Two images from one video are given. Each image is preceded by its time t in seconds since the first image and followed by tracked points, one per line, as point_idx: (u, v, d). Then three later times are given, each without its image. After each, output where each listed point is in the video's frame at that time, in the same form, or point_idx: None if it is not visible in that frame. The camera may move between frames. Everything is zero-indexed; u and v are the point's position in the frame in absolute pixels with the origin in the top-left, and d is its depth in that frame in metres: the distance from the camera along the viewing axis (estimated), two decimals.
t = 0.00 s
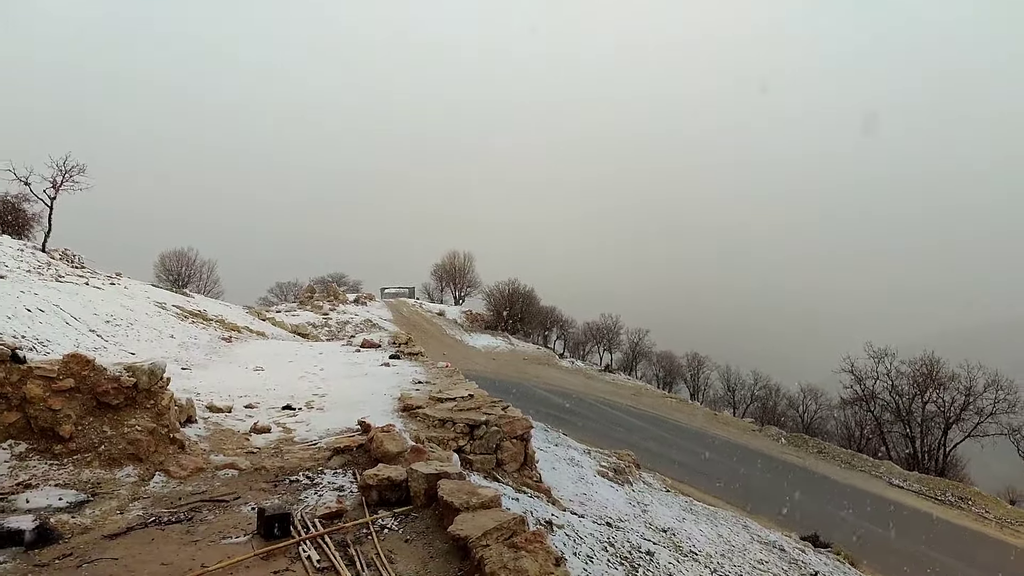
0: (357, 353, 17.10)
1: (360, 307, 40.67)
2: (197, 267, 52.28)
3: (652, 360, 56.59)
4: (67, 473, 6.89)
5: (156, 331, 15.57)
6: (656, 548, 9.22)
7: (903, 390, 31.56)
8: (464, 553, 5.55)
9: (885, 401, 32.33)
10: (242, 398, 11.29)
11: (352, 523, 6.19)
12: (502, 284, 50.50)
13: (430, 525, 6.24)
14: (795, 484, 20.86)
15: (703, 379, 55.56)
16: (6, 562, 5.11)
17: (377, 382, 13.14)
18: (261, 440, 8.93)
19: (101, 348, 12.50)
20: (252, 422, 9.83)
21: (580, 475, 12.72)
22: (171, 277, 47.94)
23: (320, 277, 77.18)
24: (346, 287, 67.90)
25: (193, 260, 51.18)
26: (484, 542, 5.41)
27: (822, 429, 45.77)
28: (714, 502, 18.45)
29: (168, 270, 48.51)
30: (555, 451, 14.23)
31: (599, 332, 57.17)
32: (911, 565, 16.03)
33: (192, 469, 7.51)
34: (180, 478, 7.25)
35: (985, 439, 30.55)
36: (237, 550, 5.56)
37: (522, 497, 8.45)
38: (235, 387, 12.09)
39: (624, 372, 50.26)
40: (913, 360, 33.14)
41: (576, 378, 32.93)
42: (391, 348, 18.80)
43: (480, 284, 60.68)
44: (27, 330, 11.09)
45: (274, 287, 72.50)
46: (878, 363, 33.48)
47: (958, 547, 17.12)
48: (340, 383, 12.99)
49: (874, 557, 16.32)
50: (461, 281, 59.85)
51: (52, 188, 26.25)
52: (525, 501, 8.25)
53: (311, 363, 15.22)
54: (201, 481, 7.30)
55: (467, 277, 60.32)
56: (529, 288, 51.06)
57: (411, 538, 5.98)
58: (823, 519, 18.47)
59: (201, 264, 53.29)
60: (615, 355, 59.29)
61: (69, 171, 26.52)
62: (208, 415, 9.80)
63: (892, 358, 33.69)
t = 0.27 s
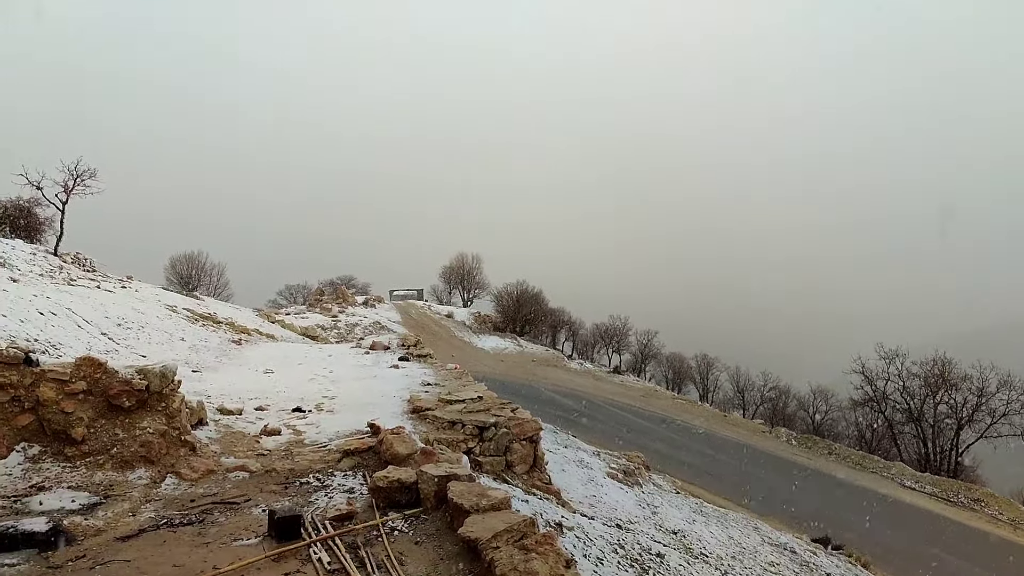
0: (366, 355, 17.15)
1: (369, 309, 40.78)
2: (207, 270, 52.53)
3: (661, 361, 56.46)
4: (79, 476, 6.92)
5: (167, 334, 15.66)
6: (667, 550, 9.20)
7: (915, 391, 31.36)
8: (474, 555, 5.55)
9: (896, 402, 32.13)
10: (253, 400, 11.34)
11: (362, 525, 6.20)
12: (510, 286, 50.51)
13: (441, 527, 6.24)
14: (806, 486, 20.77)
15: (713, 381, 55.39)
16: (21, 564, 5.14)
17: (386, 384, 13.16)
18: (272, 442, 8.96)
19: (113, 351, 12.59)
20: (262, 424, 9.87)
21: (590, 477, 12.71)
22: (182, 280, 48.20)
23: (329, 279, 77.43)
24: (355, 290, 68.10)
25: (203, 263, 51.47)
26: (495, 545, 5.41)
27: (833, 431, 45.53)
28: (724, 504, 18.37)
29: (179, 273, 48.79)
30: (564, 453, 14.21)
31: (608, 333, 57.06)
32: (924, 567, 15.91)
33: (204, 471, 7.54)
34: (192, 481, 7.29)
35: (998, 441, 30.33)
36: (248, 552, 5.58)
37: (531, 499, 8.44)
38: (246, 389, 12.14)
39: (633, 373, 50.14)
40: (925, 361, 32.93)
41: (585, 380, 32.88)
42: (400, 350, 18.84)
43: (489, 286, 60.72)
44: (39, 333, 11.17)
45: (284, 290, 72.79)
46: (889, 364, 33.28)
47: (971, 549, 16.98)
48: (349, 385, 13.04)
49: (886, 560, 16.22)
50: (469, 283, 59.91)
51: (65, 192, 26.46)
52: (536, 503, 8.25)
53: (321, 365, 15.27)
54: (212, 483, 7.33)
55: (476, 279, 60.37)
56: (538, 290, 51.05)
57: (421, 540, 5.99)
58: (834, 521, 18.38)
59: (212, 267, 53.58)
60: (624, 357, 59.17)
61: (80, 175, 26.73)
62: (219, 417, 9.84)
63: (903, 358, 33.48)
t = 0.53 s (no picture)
0: (367, 359, 17.14)
1: (371, 313, 40.80)
2: (209, 274, 52.58)
3: (662, 366, 56.42)
4: (80, 480, 6.93)
5: (168, 338, 15.67)
6: (668, 555, 9.19)
7: (916, 396, 31.31)
8: (475, 560, 5.54)
9: (897, 408, 32.08)
10: (253, 404, 11.34)
11: (363, 529, 6.19)
12: (511, 290, 50.51)
13: (441, 532, 6.23)
14: (807, 491, 20.72)
15: (714, 386, 55.34)
16: (21, 567, 5.14)
17: (387, 388, 13.15)
18: (273, 446, 8.96)
19: (114, 355, 12.60)
20: (263, 428, 9.86)
21: (590, 482, 12.68)
22: (184, 284, 48.26)
23: (330, 283, 77.50)
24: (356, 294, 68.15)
25: (205, 267, 51.53)
26: (495, 550, 5.40)
27: (835, 436, 45.45)
28: (726, 509, 18.33)
29: (181, 277, 48.85)
30: (565, 458, 14.19)
31: (609, 338, 57.03)
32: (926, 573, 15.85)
33: (204, 475, 7.53)
34: (192, 485, 7.28)
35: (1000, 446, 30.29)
36: (248, 556, 5.57)
37: (532, 504, 8.43)
38: (246, 393, 12.14)
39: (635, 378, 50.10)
40: (926, 366, 32.89)
41: (586, 385, 32.86)
42: (401, 354, 18.85)
43: (490, 290, 60.74)
44: (41, 337, 11.18)
45: (285, 294, 72.86)
46: (891, 369, 33.23)
47: (973, 555, 16.92)
48: (350, 389, 13.04)
49: (888, 566, 16.16)
50: (470, 287, 59.93)
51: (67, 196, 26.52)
52: (537, 508, 8.23)
53: (322, 370, 15.27)
54: (213, 487, 7.33)
55: (477, 284, 60.38)
56: (539, 294, 51.06)
57: (422, 545, 5.98)
58: (835, 526, 18.32)
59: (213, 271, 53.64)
60: (625, 362, 59.13)
61: (82, 179, 26.77)
62: (220, 421, 9.84)
63: (905, 364, 33.45)
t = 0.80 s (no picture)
0: (359, 362, 17.13)
1: (363, 316, 40.72)
2: (200, 277, 52.42)
3: (655, 368, 56.54)
4: (69, 484, 6.88)
5: (158, 341, 15.60)
6: (660, 558, 9.19)
7: (907, 398, 31.48)
8: (467, 564, 5.53)
9: (888, 410, 32.25)
10: (245, 407, 11.30)
11: (354, 533, 6.17)
12: (504, 293, 50.51)
13: (433, 536, 6.22)
14: (799, 494, 20.75)
15: (706, 388, 55.55)
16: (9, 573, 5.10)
17: (379, 391, 13.13)
18: (264, 450, 8.92)
19: (105, 358, 12.53)
20: (254, 432, 9.83)
21: (583, 485, 12.69)
22: (175, 286, 48.05)
23: (323, 286, 77.31)
24: (349, 297, 68.05)
25: (197, 270, 51.34)
26: (487, 553, 5.40)
27: (826, 438, 45.63)
28: (718, 512, 18.35)
29: (172, 280, 48.65)
30: (557, 461, 14.20)
31: (601, 340, 57.12)
32: None
33: (195, 479, 7.49)
34: (183, 489, 7.24)
35: (990, 448, 30.50)
36: (239, 561, 5.54)
37: (524, 507, 8.43)
38: (238, 397, 12.09)
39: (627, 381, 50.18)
40: (917, 368, 33.07)
41: (579, 387, 32.87)
42: (394, 357, 18.83)
43: (483, 293, 60.73)
44: (30, 339, 11.11)
45: (278, 297, 72.67)
46: (882, 371, 33.41)
47: (965, 558, 16.96)
48: (343, 392, 13.02)
49: (880, 568, 16.17)
50: (463, 290, 59.90)
51: (57, 198, 26.40)
52: (529, 511, 8.23)
53: (314, 373, 15.23)
54: (203, 491, 7.29)
55: (470, 286, 60.36)
56: (532, 297, 51.08)
57: (414, 549, 5.96)
58: (828, 529, 18.35)
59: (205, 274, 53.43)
60: (617, 364, 59.21)
61: (73, 182, 26.64)
62: (211, 424, 9.80)
63: (896, 366, 33.63)
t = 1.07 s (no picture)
0: (344, 365, 17.05)
1: (348, 318, 40.51)
2: (183, 279, 51.95)
3: (640, 368, 56.74)
4: (48, 490, 6.78)
5: (140, 345, 15.44)
6: (646, 558, 9.22)
7: (889, 396, 31.81)
8: (452, 566, 5.52)
9: (871, 407, 32.56)
10: (228, 411, 11.21)
11: (339, 536, 6.14)
12: (490, 294, 50.46)
13: (419, 538, 6.20)
14: (783, 491, 20.89)
15: (691, 387, 55.81)
16: None
17: (364, 394, 13.07)
18: (248, 454, 8.85)
19: (85, 362, 12.39)
20: (238, 435, 9.76)
21: (569, 485, 12.70)
22: (158, 289, 47.58)
23: (307, 288, 76.86)
24: (334, 299, 67.71)
25: (179, 272, 50.87)
26: (473, 555, 5.39)
27: (810, 436, 45.98)
28: (704, 510, 18.44)
29: (155, 282, 48.17)
30: (543, 461, 14.21)
31: (587, 340, 57.24)
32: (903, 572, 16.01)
33: (177, 484, 7.42)
34: (165, 494, 7.17)
35: (970, 444, 30.89)
36: (222, 566, 5.49)
37: (510, 508, 8.43)
38: (221, 400, 11.98)
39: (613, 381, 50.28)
40: (899, 366, 33.43)
41: (565, 388, 32.90)
42: (379, 359, 18.77)
43: (468, 294, 60.66)
44: (9, 344, 10.96)
45: (262, 299, 72.16)
46: (864, 369, 33.73)
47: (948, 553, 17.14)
48: (327, 395, 12.95)
49: (865, 565, 16.31)
50: (449, 291, 59.79)
51: (36, 201, 26.07)
52: (515, 512, 8.23)
53: (298, 375, 15.13)
54: (185, 496, 7.22)
55: (455, 287, 60.25)
56: (518, 297, 51.07)
57: (399, 551, 5.94)
58: (813, 526, 18.47)
59: (188, 276, 52.96)
60: (603, 364, 59.33)
61: (52, 184, 26.31)
62: (193, 429, 9.71)
63: (878, 364, 33.96)
